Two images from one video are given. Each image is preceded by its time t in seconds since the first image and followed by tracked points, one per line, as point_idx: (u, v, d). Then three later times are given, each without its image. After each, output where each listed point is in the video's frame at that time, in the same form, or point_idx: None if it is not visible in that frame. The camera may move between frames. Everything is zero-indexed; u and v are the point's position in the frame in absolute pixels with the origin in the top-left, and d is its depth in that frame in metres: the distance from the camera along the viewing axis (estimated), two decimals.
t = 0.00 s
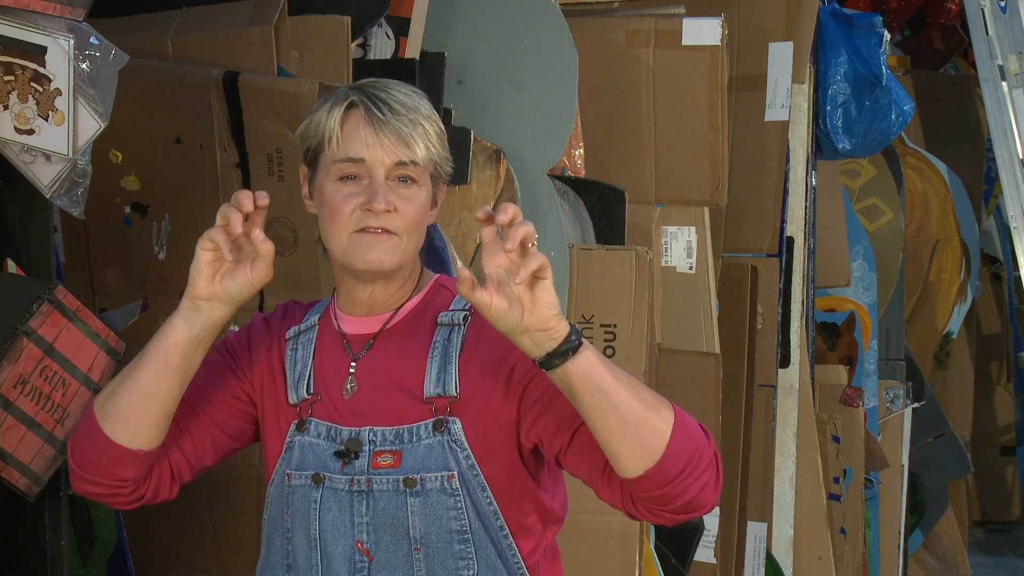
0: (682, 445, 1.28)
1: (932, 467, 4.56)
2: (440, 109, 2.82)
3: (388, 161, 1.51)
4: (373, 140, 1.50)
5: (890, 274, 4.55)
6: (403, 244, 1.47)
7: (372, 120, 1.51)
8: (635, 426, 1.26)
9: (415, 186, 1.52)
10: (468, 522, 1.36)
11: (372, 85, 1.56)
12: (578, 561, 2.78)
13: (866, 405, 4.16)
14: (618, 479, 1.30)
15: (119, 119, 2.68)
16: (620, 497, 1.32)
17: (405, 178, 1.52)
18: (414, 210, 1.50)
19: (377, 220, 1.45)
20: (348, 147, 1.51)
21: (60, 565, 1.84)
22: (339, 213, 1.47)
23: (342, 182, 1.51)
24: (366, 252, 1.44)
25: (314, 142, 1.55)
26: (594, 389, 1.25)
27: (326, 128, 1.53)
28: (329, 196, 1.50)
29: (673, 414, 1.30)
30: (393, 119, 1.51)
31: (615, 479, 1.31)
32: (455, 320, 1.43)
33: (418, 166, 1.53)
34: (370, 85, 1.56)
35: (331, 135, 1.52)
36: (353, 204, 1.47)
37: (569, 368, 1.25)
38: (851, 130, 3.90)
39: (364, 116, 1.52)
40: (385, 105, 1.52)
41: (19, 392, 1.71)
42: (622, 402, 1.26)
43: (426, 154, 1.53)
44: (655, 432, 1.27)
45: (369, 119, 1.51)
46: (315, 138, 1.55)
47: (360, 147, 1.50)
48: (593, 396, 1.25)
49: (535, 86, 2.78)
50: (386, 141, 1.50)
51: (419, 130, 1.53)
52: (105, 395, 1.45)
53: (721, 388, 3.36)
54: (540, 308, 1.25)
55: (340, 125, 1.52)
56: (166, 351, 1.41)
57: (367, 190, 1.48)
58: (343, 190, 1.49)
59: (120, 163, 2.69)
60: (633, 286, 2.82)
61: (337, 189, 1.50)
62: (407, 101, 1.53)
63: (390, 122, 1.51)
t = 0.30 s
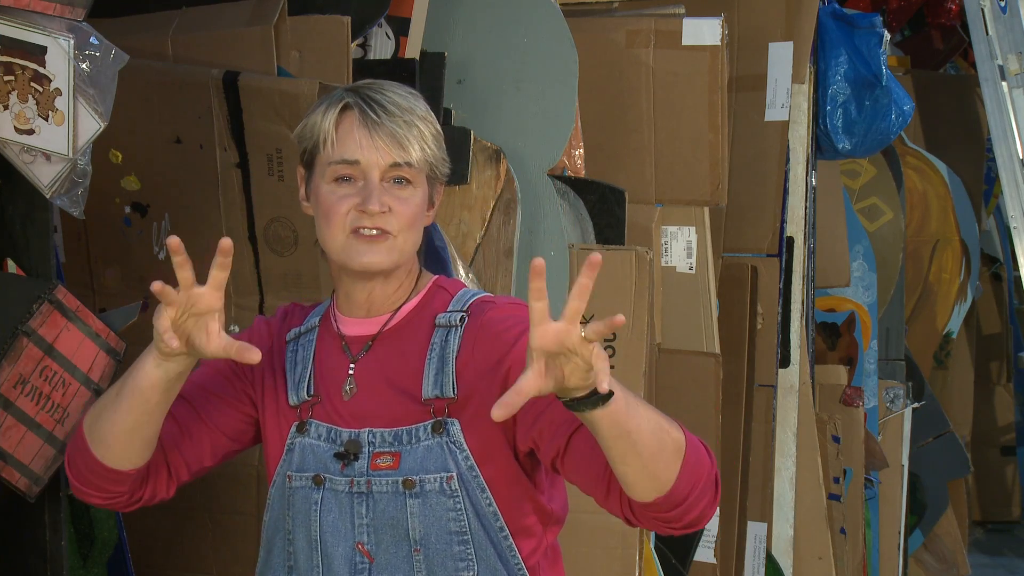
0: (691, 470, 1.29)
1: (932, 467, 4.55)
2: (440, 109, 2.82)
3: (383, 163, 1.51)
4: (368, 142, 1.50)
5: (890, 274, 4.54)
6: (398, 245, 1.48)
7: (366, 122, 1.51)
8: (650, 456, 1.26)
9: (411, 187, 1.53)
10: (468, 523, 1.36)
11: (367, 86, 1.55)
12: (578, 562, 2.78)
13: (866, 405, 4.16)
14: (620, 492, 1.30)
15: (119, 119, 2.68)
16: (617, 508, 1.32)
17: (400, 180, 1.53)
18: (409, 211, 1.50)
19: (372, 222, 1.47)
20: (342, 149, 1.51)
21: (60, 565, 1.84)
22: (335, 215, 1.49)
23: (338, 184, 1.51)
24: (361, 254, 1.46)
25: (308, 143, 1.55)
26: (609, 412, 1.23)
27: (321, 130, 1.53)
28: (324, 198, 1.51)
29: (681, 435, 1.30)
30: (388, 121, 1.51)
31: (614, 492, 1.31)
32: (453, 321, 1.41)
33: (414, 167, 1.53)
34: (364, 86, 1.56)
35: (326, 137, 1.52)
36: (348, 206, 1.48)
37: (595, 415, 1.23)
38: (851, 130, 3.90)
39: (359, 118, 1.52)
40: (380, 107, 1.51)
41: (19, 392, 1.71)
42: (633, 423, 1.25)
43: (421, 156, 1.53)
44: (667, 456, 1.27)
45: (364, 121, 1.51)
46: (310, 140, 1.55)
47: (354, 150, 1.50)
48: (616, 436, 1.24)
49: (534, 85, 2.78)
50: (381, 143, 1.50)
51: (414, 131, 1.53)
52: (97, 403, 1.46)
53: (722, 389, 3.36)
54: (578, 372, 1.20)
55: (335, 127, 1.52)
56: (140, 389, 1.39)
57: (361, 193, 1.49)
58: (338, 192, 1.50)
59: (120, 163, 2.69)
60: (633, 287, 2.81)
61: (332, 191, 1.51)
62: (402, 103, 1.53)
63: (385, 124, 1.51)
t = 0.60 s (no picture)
0: (687, 448, 1.28)
1: (932, 467, 4.56)
2: (440, 109, 2.82)
3: (382, 160, 1.50)
4: (367, 140, 1.50)
5: (890, 274, 4.54)
6: (396, 244, 1.47)
7: (366, 120, 1.50)
8: (640, 431, 1.25)
9: (410, 185, 1.52)
10: (467, 525, 1.36)
11: (366, 85, 1.55)
12: (578, 561, 2.78)
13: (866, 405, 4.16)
14: (620, 480, 1.30)
15: (119, 119, 2.68)
16: (620, 496, 1.32)
17: (400, 177, 1.52)
18: (408, 209, 1.49)
19: (370, 220, 1.45)
20: (342, 146, 1.50)
21: (59, 565, 1.85)
22: (333, 214, 1.48)
23: (337, 183, 1.51)
24: (359, 253, 1.45)
25: (307, 142, 1.55)
26: (601, 395, 1.25)
27: (320, 128, 1.52)
28: (323, 196, 1.50)
29: (675, 414, 1.29)
30: (388, 119, 1.51)
31: (616, 480, 1.31)
32: (452, 321, 1.42)
33: (413, 165, 1.52)
34: (364, 85, 1.55)
35: (325, 135, 1.52)
36: (347, 204, 1.47)
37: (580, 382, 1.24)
38: (851, 130, 3.90)
39: (358, 116, 1.51)
40: (379, 105, 1.51)
41: (18, 392, 1.70)
42: (625, 407, 1.25)
43: (420, 154, 1.53)
44: (660, 437, 1.26)
45: (364, 119, 1.51)
46: (309, 139, 1.55)
47: (354, 148, 1.50)
48: (597, 398, 1.25)
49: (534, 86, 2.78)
50: (380, 141, 1.50)
51: (413, 129, 1.52)
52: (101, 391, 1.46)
53: (722, 388, 3.37)
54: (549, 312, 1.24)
55: (334, 125, 1.52)
56: (156, 353, 1.41)
57: (360, 190, 1.48)
58: (337, 190, 1.49)
59: (120, 163, 2.69)
60: (633, 286, 2.81)
61: (331, 189, 1.50)
62: (402, 101, 1.53)
63: (384, 122, 1.50)
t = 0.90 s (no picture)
0: (681, 473, 1.28)
1: (932, 467, 4.56)
2: (440, 109, 2.81)
3: (379, 160, 1.52)
4: (365, 140, 1.51)
5: (890, 274, 4.54)
6: (392, 243, 1.48)
7: (363, 120, 1.52)
8: (639, 452, 1.25)
9: (407, 185, 1.54)
10: (467, 524, 1.36)
11: (363, 85, 1.57)
12: (578, 561, 2.78)
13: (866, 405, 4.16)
14: (611, 496, 1.30)
15: (118, 119, 2.68)
16: (610, 512, 1.32)
17: (396, 177, 1.54)
18: (405, 209, 1.51)
19: (367, 220, 1.47)
20: (339, 146, 1.52)
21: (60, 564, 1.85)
22: (330, 213, 1.49)
23: (334, 182, 1.52)
24: (354, 252, 1.46)
25: (304, 141, 1.56)
26: (600, 407, 1.22)
27: (317, 128, 1.54)
28: (320, 195, 1.51)
29: (673, 437, 1.29)
30: (385, 119, 1.52)
31: (607, 496, 1.30)
32: (451, 321, 1.41)
33: (410, 165, 1.54)
34: (361, 85, 1.57)
35: (322, 135, 1.54)
36: (344, 204, 1.48)
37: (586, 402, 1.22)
38: (851, 130, 3.90)
39: (356, 116, 1.53)
40: (377, 105, 1.53)
41: (19, 392, 1.70)
42: (625, 422, 1.24)
43: (417, 154, 1.55)
44: (657, 457, 1.26)
45: (361, 119, 1.52)
46: (306, 138, 1.56)
47: (351, 147, 1.51)
48: (603, 423, 1.23)
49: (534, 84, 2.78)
50: (378, 141, 1.51)
51: (411, 129, 1.54)
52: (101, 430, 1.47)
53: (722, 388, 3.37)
54: (571, 356, 1.19)
55: (331, 124, 1.54)
56: (144, 393, 1.40)
57: (357, 190, 1.50)
58: (335, 190, 1.51)
59: (120, 163, 2.69)
60: (633, 287, 2.81)
61: (329, 189, 1.51)
62: (400, 101, 1.55)
63: (382, 122, 1.52)
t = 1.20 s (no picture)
0: (678, 489, 1.28)
1: (932, 467, 4.55)
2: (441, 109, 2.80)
3: (370, 160, 1.51)
4: (355, 141, 1.51)
5: (890, 274, 4.54)
6: (384, 244, 1.49)
7: (354, 120, 1.51)
8: (638, 472, 1.26)
9: (398, 185, 1.54)
10: (462, 525, 1.35)
11: (355, 84, 1.56)
12: (578, 561, 2.78)
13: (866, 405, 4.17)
14: (606, 507, 1.30)
15: (119, 119, 2.67)
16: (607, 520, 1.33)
17: (387, 178, 1.53)
18: (396, 210, 1.52)
19: (358, 222, 1.48)
20: (329, 146, 1.51)
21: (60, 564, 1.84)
22: (322, 213, 1.50)
23: (324, 183, 1.52)
24: (345, 254, 1.47)
25: (295, 139, 1.56)
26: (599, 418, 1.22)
27: (308, 127, 1.53)
28: (311, 196, 1.52)
29: (670, 452, 1.29)
30: (377, 119, 1.52)
31: (602, 507, 1.31)
32: (444, 323, 1.41)
33: (401, 165, 1.54)
34: (352, 83, 1.56)
35: (312, 134, 1.53)
36: (335, 206, 1.49)
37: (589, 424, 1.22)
38: (851, 130, 3.90)
39: (347, 116, 1.52)
40: (368, 105, 1.52)
41: (19, 392, 1.70)
42: (624, 437, 1.24)
43: (409, 154, 1.54)
44: (655, 473, 1.27)
45: (352, 119, 1.52)
46: (297, 137, 1.56)
47: (342, 148, 1.51)
48: (604, 445, 1.23)
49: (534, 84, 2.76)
50: (368, 141, 1.51)
51: (402, 129, 1.53)
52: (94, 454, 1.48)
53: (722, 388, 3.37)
54: (576, 389, 1.19)
55: (322, 125, 1.53)
56: (130, 425, 1.40)
57: (348, 192, 1.50)
58: (325, 191, 1.51)
59: (120, 163, 2.69)
60: (633, 287, 2.82)
61: (319, 190, 1.52)
62: (390, 100, 1.54)
63: (374, 123, 1.51)
